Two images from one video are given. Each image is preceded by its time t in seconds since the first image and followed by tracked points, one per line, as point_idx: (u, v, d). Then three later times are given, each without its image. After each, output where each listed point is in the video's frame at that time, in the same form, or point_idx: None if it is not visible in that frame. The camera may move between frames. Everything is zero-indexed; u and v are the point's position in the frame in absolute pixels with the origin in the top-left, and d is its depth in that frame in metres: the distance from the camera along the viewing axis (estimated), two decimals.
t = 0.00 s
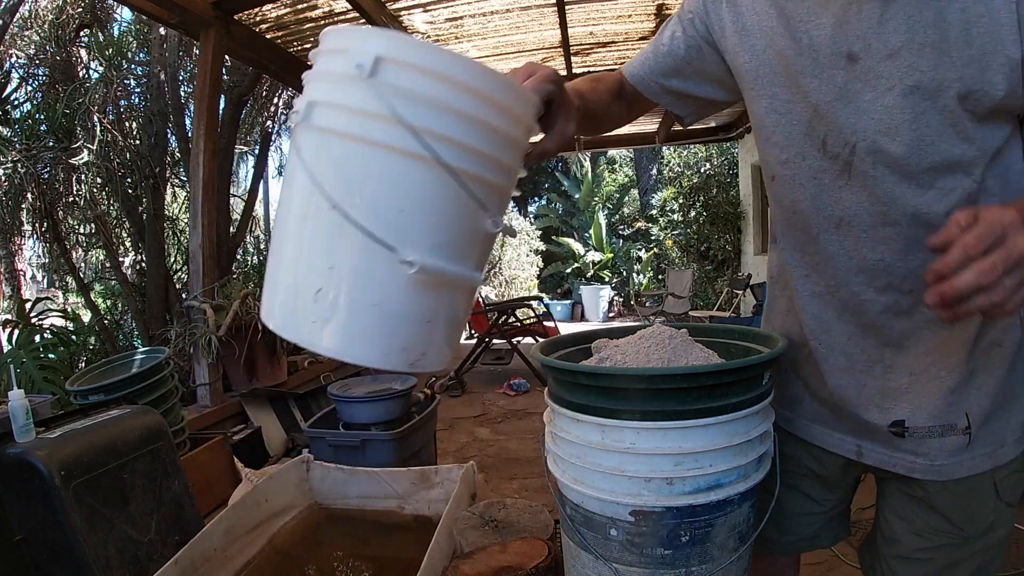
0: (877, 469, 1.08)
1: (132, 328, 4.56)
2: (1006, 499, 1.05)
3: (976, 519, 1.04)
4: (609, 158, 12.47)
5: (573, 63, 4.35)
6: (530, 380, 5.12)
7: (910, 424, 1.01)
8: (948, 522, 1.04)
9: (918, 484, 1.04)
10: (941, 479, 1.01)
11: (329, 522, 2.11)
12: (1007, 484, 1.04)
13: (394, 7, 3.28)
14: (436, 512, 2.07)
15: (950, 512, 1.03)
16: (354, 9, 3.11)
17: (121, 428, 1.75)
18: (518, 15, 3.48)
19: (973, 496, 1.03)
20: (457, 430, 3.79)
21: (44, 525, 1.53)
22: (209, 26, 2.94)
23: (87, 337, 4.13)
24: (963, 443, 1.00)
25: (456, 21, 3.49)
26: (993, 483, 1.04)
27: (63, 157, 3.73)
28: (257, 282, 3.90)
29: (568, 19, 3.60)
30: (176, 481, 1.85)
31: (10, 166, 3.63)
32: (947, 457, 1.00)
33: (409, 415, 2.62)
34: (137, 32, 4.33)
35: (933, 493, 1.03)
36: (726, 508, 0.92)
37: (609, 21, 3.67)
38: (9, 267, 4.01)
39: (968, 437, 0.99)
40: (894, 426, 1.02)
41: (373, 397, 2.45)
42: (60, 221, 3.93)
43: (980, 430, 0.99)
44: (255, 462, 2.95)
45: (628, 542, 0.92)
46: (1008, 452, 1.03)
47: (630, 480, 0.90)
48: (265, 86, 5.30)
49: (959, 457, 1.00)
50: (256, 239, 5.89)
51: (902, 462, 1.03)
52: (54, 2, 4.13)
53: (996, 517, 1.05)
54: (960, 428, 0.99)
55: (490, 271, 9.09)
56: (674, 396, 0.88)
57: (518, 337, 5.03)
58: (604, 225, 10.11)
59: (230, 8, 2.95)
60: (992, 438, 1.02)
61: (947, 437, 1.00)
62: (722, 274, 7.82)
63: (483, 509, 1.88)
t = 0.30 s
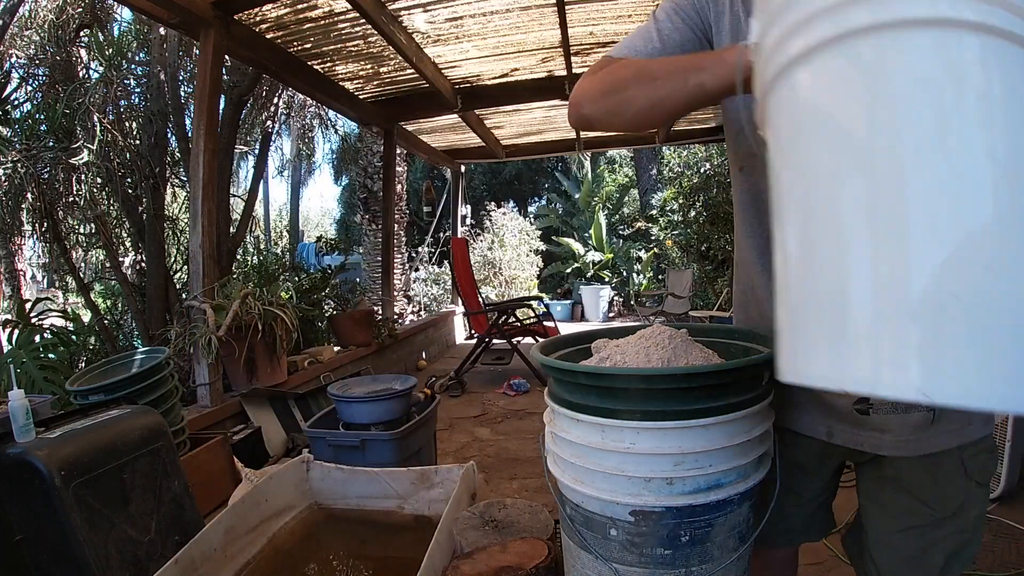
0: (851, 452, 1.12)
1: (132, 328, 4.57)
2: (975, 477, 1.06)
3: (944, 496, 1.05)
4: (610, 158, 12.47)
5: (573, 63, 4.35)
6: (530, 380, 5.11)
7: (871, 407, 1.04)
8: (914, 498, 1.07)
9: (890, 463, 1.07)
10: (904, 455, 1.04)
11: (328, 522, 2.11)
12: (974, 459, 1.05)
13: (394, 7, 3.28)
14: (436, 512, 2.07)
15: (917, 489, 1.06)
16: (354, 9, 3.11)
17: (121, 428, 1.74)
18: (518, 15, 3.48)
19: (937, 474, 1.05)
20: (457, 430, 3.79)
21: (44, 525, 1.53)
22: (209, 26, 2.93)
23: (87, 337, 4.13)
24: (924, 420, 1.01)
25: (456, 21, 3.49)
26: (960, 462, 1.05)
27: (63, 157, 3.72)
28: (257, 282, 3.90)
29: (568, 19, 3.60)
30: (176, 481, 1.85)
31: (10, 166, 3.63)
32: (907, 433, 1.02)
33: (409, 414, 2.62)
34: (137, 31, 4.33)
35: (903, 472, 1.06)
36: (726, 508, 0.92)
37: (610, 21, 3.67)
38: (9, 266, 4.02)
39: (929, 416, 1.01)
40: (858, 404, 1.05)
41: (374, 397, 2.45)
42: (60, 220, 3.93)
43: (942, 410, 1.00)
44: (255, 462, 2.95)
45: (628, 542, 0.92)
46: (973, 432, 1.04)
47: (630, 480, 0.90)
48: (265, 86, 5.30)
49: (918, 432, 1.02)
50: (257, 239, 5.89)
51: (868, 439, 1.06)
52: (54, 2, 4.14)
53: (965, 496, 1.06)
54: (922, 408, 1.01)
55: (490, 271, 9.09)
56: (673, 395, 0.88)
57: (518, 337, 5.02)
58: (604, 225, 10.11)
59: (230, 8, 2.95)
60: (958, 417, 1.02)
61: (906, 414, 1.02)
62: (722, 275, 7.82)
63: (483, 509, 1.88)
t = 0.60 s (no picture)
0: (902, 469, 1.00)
1: (132, 328, 4.58)
2: None
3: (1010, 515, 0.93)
4: (610, 158, 12.47)
5: (573, 63, 4.35)
6: (529, 380, 5.11)
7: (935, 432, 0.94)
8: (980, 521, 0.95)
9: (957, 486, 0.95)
10: (974, 480, 0.92)
11: (328, 522, 2.11)
12: None
13: (394, 7, 3.28)
14: (436, 512, 2.06)
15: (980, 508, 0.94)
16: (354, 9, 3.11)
17: (121, 429, 1.74)
18: (518, 15, 3.48)
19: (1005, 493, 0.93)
20: (456, 430, 3.79)
21: (44, 525, 1.53)
22: (209, 26, 2.94)
23: (88, 337, 4.14)
24: (990, 441, 0.92)
25: (456, 21, 3.49)
26: None
27: (64, 157, 3.72)
28: (257, 282, 3.90)
29: (568, 19, 3.60)
30: (176, 481, 1.85)
31: (10, 166, 3.63)
32: (979, 455, 0.92)
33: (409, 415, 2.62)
34: (137, 31, 4.33)
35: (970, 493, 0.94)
36: (726, 508, 0.92)
37: (610, 21, 3.67)
38: (9, 266, 4.04)
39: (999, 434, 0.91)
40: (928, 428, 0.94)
41: (373, 397, 2.44)
42: (60, 221, 3.94)
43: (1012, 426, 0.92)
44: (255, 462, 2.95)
45: (628, 542, 0.92)
46: None
47: (629, 480, 0.90)
48: (265, 86, 5.30)
49: (987, 454, 0.92)
50: (257, 239, 5.90)
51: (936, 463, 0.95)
52: (55, 2, 4.15)
53: None
54: (991, 428, 0.92)
55: (490, 271, 9.10)
56: (674, 396, 0.88)
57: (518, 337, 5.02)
58: (604, 225, 10.11)
59: (230, 8, 2.95)
60: None
61: (977, 435, 0.92)
62: (722, 275, 7.82)
63: (483, 509, 1.88)
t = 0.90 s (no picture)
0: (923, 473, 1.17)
1: (132, 328, 4.58)
2: None
3: None
4: (610, 158, 12.46)
5: (573, 63, 4.35)
6: (530, 380, 5.12)
7: (951, 434, 1.13)
8: (1001, 505, 1.06)
9: (979, 476, 1.09)
10: (992, 465, 1.07)
11: (328, 522, 2.11)
12: None
13: (394, 7, 3.28)
14: (436, 512, 2.06)
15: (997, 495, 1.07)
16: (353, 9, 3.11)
17: (121, 429, 1.74)
18: (518, 15, 3.48)
19: None
20: (457, 430, 3.79)
21: (44, 525, 1.53)
22: (209, 26, 2.94)
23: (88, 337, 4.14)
24: (1005, 432, 1.08)
25: (456, 21, 3.49)
26: None
27: (64, 157, 3.72)
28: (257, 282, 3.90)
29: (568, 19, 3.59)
30: (176, 481, 1.85)
31: (10, 166, 3.63)
32: (997, 442, 1.08)
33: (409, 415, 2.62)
34: (137, 31, 4.33)
35: (991, 481, 1.08)
36: (727, 508, 0.92)
37: (610, 21, 3.67)
38: (10, 267, 4.07)
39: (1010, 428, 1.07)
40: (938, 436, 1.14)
41: (373, 397, 2.44)
42: (60, 221, 3.94)
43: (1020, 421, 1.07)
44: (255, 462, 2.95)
45: (628, 542, 0.92)
46: None
47: (630, 480, 0.90)
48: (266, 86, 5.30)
49: (1004, 442, 1.07)
50: (257, 239, 5.90)
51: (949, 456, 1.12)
52: (54, 2, 4.15)
53: None
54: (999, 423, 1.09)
55: (490, 271, 9.10)
56: (674, 396, 0.88)
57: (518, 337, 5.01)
58: (604, 225, 10.09)
59: (230, 8, 2.95)
60: None
61: (981, 427, 1.10)
62: (722, 274, 7.82)
63: (483, 509, 1.88)
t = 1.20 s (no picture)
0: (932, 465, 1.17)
1: (132, 328, 4.58)
2: None
3: None
4: (610, 158, 12.46)
5: (573, 63, 4.35)
6: (530, 380, 5.11)
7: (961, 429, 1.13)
8: (1016, 493, 1.06)
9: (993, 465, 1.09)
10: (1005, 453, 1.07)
11: (328, 522, 2.11)
12: None
13: (394, 7, 3.28)
14: (436, 512, 2.06)
15: (1013, 482, 1.06)
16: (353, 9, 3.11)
17: (121, 429, 1.74)
18: (518, 15, 3.48)
19: None
20: (457, 430, 3.79)
21: (43, 525, 1.52)
22: (209, 26, 2.94)
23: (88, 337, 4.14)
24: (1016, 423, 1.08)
25: (456, 21, 3.49)
26: None
27: (63, 157, 3.72)
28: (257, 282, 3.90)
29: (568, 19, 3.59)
30: (176, 481, 1.85)
31: (10, 166, 3.63)
32: (1008, 431, 1.07)
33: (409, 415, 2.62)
34: (137, 31, 4.33)
35: (1007, 469, 1.07)
36: (727, 507, 0.92)
37: (610, 21, 3.67)
38: (10, 267, 4.10)
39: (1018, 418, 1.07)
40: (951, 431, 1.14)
41: (373, 397, 2.44)
42: (60, 221, 3.94)
43: None
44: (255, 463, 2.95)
45: (628, 542, 0.92)
46: None
47: (629, 480, 0.90)
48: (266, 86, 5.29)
49: (1014, 431, 1.07)
50: (257, 239, 5.90)
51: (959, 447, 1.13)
52: (54, 2, 4.15)
53: None
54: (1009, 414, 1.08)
55: (490, 271, 9.10)
56: (674, 396, 0.88)
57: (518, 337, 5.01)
58: (604, 224, 10.08)
59: (230, 8, 2.95)
60: None
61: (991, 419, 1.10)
62: (722, 274, 7.81)
63: (483, 509, 1.88)
